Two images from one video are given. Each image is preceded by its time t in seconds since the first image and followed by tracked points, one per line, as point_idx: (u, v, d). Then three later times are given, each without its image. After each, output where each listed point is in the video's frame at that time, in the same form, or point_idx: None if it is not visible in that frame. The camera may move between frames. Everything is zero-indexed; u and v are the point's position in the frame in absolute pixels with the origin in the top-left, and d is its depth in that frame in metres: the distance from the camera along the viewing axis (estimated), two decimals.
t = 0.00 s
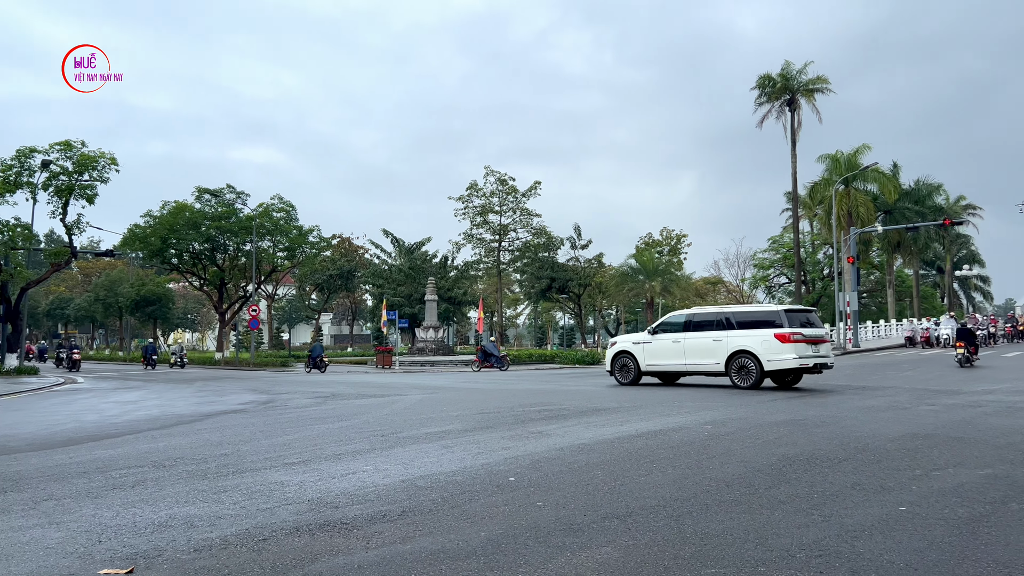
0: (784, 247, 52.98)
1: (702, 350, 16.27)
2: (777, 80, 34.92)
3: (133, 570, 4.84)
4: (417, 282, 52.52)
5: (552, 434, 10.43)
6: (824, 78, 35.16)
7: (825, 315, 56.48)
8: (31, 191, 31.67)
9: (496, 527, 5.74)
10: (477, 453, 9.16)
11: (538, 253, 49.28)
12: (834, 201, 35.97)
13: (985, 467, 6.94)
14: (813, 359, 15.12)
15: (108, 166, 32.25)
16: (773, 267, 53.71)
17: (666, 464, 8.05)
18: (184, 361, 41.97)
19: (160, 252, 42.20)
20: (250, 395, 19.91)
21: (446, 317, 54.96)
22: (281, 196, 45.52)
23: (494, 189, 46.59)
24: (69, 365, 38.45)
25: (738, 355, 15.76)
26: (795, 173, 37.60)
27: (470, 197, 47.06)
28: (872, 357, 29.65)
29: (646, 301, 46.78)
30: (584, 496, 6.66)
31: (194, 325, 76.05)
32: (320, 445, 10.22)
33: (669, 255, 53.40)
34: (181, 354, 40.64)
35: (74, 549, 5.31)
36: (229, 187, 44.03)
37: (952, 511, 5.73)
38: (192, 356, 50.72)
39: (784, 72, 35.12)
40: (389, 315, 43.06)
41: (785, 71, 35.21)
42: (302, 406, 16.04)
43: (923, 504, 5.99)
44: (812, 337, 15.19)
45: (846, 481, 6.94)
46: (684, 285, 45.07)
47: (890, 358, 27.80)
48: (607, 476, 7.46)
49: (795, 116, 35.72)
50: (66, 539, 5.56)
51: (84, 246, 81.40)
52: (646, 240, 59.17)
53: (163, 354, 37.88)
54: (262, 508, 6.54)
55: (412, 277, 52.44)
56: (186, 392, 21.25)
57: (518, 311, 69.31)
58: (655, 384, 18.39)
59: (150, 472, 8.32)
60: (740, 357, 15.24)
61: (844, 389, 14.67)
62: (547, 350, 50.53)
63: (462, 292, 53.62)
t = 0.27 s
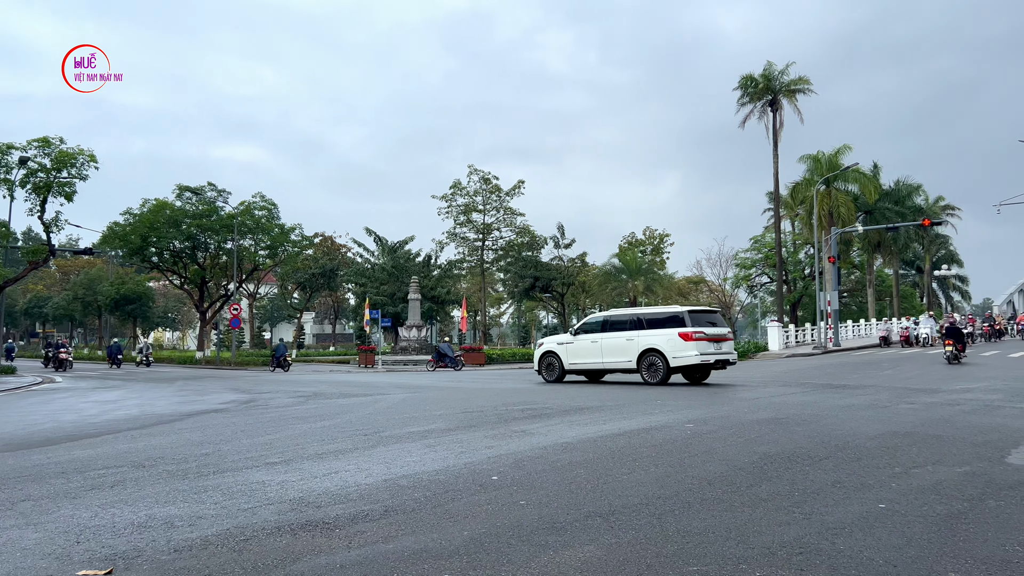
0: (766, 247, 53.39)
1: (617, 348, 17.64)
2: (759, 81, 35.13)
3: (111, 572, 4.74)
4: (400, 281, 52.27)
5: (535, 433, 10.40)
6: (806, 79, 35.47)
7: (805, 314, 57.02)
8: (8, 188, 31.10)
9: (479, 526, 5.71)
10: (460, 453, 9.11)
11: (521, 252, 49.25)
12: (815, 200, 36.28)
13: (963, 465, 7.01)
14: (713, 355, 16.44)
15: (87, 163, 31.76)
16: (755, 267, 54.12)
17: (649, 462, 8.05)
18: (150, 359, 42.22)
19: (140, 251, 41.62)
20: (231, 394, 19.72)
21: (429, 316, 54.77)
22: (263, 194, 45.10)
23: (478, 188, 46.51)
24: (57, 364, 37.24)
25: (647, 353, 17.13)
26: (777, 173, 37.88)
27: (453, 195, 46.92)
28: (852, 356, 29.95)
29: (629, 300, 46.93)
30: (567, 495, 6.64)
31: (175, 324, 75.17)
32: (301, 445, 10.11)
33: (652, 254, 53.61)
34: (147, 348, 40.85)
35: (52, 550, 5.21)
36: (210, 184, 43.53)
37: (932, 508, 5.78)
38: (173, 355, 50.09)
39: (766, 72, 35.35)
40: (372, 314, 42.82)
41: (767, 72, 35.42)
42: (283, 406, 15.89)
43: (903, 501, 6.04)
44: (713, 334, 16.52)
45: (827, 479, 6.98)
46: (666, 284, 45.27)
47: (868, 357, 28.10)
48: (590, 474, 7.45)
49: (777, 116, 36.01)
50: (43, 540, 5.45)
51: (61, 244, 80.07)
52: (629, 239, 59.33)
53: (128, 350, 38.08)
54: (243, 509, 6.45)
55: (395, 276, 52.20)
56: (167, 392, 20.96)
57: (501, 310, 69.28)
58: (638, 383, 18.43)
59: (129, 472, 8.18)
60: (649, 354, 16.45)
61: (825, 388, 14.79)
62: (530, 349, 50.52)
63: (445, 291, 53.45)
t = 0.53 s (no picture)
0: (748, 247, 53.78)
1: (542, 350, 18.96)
2: (741, 82, 35.38)
3: (89, 573, 4.65)
4: (383, 280, 52.01)
5: (518, 432, 10.38)
6: (787, 80, 35.75)
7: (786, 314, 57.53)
8: None
9: (461, 525, 5.67)
10: (444, 452, 9.06)
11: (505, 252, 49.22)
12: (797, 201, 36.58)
13: (941, 463, 7.09)
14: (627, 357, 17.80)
15: (65, 161, 31.26)
16: (736, 266, 54.51)
17: (631, 461, 8.06)
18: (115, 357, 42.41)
19: (119, 249, 41.02)
20: (213, 394, 19.49)
21: (413, 315, 54.55)
22: (244, 192, 44.67)
23: (461, 187, 46.37)
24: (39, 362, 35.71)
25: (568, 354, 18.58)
26: (759, 174, 38.16)
27: (437, 194, 46.75)
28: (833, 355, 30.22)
29: (612, 299, 47.07)
30: (550, 494, 6.63)
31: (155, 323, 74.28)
32: (283, 445, 10.00)
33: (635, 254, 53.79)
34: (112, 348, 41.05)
35: (29, 551, 5.10)
36: (191, 182, 43.03)
37: (911, 505, 5.83)
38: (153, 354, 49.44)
39: (749, 73, 35.60)
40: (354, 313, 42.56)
41: (749, 72, 35.67)
42: (265, 405, 15.72)
43: (883, 499, 6.08)
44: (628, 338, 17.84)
45: (807, 477, 7.03)
46: (649, 284, 45.43)
47: (849, 356, 28.35)
48: (573, 474, 7.44)
49: (759, 117, 36.27)
50: (20, 541, 5.33)
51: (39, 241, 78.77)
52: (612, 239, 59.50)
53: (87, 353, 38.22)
54: (224, 509, 6.37)
55: (378, 275, 51.94)
56: (146, 392, 20.69)
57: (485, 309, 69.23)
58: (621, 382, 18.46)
59: (108, 473, 8.04)
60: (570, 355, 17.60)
61: (805, 387, 14.92)
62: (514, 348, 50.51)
63: (429, 290, 53.26)
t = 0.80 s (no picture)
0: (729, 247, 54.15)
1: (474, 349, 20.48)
2: (723, 83, 35.61)
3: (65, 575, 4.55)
4: (366, 280, 51.70)
5: (500, 432, 10.35)
6: (769, 81, 36.04)
7: (767, 313, 58.00)
8: None
9: (443, 526, 5.63)
10: (426, 452, 9.00)
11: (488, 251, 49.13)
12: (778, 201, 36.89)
13: (919, 461, 7.18)
14: (550, 357, 19.24)
15: (43, 158, 30.69)
16: (718, 266, 54.86)
17: (613, 460, 8.07)
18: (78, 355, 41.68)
19: (99, 248, 40.38)
20: (193, 394, 19.24)
21: (395, 315, 54.30)
22: (226, 191, 44.19)
23: (445, 186, 46.26)
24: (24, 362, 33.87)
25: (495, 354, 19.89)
26: (741, 174, 38.41)
27: (420, 194, 46.56)
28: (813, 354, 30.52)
29: (596, 299, 47.16)
30: (532, 494, 6.61)
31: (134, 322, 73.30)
32: (264, 445, 9.88)
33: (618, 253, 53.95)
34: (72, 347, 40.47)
35: (5, 553, 4.99)
36: (171, 181, 42.48)
37: (889, 503, 5.89)
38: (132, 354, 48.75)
39: (731, 74, 35.81)
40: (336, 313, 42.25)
41: (731, 73, 35.89)
42: (246, 405, 15.57)
43: (863, 498, 6.13)
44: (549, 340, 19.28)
45: (788, 476, 7.07)
46: (632, 284, 45.60)
47: (829, 355, 28.64)
48: (555, 473, 7.43)
49: (741, 118, 36.53)
50: None
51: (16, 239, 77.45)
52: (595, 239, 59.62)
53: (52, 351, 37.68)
54: (204, 509, 6.28)
55: (361, 274, 51.63)
56: (125, 392, 20.39)
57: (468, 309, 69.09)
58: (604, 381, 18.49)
59: (86, 474, 7.89)
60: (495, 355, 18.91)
61: (786, 385, 15.04)
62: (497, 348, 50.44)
63: (412, 290, 53.03)
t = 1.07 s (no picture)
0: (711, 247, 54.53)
1: (412, 349, 22.65)
2: (706, 84, 35.84)
3: None
4: (348, 279, 51.38)
5: (483, 431, 10.32)
6: (751, 82, 36.33)
7: (749, 313, 58.44)
8: None
9: (427, 525, 5.60)
10: (408, 452, 8.96)
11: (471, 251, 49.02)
12: (760, 202, 37.18)
13: (898, 460, 7.25)
14: (481, 355, 21.40)
15: (20, 155, 30.16)
16: (700, 267, 55.22)
17: (596, 459, 8.08)
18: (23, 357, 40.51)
19: (77, 246, 39.76)
20: (173, 394, 19.00)
21: (378, 314, 54.02)
22: (207, 189, 43.72)
23: (428, 186, 46.11)
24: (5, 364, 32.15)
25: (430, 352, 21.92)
26: (723, 175, 38.67)
27: (403, 193, 46.37)
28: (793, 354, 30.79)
29: (579, 299, 47.24)
30: (515, 493, 6.59)
31: (113, 322, 72.36)
32: (245, 445, 9.78)
33: (601, 254, 54.11)
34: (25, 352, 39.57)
35: None
36: (152, 179, 41.93)
37: (868, 502, 5.94)
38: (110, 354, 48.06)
39: (713, 75, 36.05)
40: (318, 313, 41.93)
41: (713, 74, 36.12)
42: (227, 405, 15.41)
43: (843, 496, 6.18)
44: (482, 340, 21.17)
45: (769, 474, 7.12)
46: (615, 284, 45.73)
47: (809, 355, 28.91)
48: (538, 472, 7.42)
49: (723, 119, 36.77)
50: None
51: None
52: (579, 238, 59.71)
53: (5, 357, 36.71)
54: (184, 510, 6.19)
55: (343, 274, 51.30)
56: (103, 392, 20.12)
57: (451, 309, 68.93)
58: (587, 381, 18.50)
59: (64, 474, 7.76)
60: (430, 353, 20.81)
61: (767, 385, 15.17)
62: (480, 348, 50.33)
63: (394, 289, 52.77)
